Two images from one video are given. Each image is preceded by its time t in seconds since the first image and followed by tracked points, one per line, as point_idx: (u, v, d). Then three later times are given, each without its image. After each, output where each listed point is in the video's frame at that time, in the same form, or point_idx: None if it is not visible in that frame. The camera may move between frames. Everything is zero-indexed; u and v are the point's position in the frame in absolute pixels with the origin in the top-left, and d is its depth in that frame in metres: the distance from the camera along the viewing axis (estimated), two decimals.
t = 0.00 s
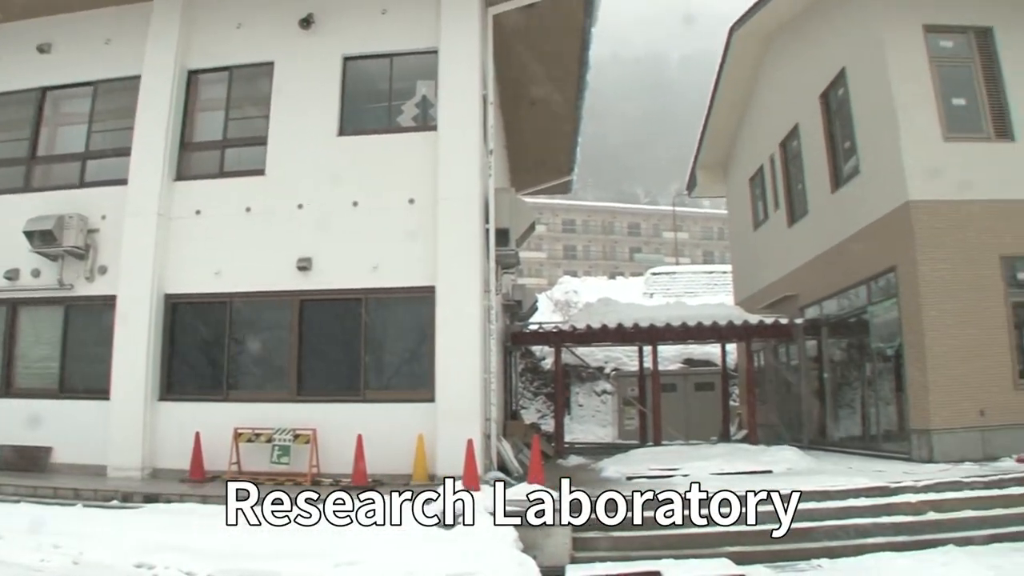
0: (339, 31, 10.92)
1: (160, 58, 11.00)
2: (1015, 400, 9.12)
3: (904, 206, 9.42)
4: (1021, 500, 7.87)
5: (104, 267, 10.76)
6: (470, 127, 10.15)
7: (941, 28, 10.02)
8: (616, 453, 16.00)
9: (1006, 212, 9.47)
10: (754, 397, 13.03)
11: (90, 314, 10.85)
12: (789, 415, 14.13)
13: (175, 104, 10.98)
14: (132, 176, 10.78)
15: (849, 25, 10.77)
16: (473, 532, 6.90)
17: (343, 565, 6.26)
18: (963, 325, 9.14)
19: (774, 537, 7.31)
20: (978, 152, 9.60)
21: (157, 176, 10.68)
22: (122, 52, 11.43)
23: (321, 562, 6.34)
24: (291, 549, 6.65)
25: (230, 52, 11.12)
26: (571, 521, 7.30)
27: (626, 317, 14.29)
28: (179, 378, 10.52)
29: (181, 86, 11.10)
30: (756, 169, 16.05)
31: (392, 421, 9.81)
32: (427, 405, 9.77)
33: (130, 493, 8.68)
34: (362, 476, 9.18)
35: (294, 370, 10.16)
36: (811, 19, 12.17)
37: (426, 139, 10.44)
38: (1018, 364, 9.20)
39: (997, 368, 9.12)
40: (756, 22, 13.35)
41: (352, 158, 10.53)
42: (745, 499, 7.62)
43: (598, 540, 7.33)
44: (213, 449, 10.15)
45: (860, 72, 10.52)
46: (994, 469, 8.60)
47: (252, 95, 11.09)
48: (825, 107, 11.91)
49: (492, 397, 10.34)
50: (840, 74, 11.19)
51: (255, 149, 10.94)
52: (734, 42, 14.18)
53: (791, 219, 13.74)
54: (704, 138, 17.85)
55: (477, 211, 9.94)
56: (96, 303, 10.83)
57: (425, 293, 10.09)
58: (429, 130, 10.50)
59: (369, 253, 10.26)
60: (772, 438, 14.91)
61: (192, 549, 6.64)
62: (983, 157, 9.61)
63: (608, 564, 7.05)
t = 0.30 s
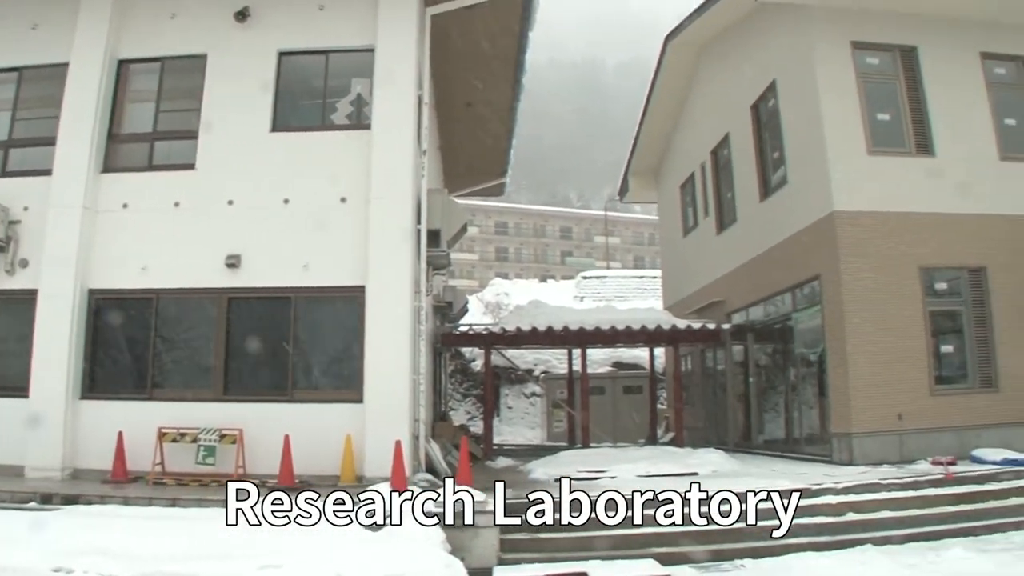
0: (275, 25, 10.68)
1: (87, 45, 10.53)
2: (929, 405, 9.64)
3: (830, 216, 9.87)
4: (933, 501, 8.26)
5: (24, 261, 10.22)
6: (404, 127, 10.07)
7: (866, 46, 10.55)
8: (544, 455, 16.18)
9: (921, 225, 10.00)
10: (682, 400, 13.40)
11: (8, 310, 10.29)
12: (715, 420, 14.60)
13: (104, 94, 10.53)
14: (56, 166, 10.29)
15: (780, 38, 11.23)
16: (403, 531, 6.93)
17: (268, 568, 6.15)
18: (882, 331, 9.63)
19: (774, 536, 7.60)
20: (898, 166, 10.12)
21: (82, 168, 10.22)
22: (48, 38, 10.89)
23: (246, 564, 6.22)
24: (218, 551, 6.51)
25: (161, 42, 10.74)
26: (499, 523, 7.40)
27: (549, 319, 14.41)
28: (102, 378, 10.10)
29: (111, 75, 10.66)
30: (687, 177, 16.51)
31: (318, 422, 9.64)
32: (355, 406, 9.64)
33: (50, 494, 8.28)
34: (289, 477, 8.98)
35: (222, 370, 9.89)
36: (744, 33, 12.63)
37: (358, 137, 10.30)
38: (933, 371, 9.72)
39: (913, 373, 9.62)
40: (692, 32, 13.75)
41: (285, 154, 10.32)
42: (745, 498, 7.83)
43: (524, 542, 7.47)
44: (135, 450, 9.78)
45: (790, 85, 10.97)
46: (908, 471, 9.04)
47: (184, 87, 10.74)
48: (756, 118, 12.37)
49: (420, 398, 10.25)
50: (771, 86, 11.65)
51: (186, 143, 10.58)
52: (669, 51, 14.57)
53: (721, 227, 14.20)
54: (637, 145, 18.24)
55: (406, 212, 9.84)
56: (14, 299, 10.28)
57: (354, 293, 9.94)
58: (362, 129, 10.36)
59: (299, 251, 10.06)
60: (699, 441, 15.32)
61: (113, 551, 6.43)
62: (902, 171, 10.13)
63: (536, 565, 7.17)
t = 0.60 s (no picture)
0: (202, 20, 10.42)
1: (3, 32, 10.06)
2: (841, 412, 10.18)
3: (751, 229, 10.32)
4: (844, 505, 8.70)
5: None
6: (332, 129, 9.97)
7: (790, 65, 11.04)
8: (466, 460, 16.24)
9: (840, 238, 10.60)
10: (603, 406, 13.72)
11: None
12: (636, 427, 15.00)
13: (21, 83, 10.06)
14: None
15: (707, 55, 11.66)
16: (324, 534, 6.88)
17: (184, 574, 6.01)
18: (798, 341, 10.12)
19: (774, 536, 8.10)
20: (815, 182, 10.65)
21: None
22: None
23: (162, 570, 6.08)
24: (133, 558, 6.34)
25: (83, 32, 10.34)
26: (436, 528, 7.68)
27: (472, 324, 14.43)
28: (12, 379, 9.62)
29: (29, 64, 10.20)
30: (612, 186, 16.92)
31: (238, 425, 9.43)
32: (276, 410, 9.47)
33: None
34: (207, 481, 8.71)
35: (139, 371, 9.55)
36: (670, 49, 13.10)
37: (284, 137, 10.14)
38: (847, 379, 10.29)
39: (826, 382, 10.15)
40: (622, 43, 14.12)
41: (210, 151, 10.06)
42: (745, 497, 8.31)
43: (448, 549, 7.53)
44: (46, 454, 9.36)
45: (715, 100, 11.41)
46: (822, 476, 9.50)
47: (106, 80, 10.36)
48: (681, 131, 12.84)
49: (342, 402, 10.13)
50: (695, 101, 12.13)
51: (106, 137, 10.21)
52: (598, 62, 14.95)
53: (644, 236, 14.62)
54: (564, 154, 18.59)
55: (331, 213, 9.75)
56: None
57: (276, 295, 9.76)
58: (289, 129, 10.20)
59: (221, 250, 9.83)
60: (621, 448, 15.67)
61: (21, 560, 6.19)
62: (819, 187, 10.67)
63: (457, 571, 7.28)
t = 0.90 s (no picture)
0: (144, 17, 10.24)
1: None
2: (775, 423, 10.54)
3: (689, 242, 10.66)
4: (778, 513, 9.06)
5: None
6: (274, 133, 9.92)
7: (730, 82, 11.41)
8: (404, 469, 16.21)
9: (777, 253, 11.01)
10: (542, 415, 13.90)
11: None
12: (573, 438, 15.20)
13: None
14: None
15: (649, 70, 11.99)
16: (260, 540, 6.91)
17: None
18: (733, 353, 10.47)
19: (774, 536, 8.70)
20: (752, 197, 11.03)
21: None
22: None
23: None
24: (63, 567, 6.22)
25: (18, 24, 10.04)
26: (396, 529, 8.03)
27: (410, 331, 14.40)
28: None
29: None
30: (554, 197, 17.18)
31: (171, 431, 9.26)
32: (212, 416, 9.32)
33: None
34: (140, 489, 8.48)
35: (70, 375, 9.28)
36: (613, 62, 13.41)
37: (226, 140, 10.01)
38: (782, 392, 10.66)
39: (761, 393, 10.51)
40: (566, 55, 14.41)
41: (149, 152, 9.86)
42: (745, 500, 8.98)
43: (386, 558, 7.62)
44: None
45: (657, 114, 11.74)
46: (757, 486, 9.84)
47: (41, 74, 10.07)
48: (623, 144, 13.17)
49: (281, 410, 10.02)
50: (637, 114, 12.48)
51: (40, 134, 9.91)
52: (542, 73, 15.21)
53: (585, 247, 14.88)
54: (507, 163, 18.77)
55: (271, 218, 9.67)
56: None
57: (214, 300, 9.62)
58: (230, 131, 10.07)
59: (158, 252, 9.64)
60: (560, 457, 15.85)
61: None
62: (756, 202, 11.05)
63: None
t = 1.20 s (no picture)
0: (102, 15, 10.10)
1: None
2: (729, 431, 10.77)
3: (646, 251, 10.90)
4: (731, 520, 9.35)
5: None
6: (232, 136, 9.88)
7: (689, 93, 11.66)
8: (359, 474, 16.20)
9: (734, 263, 11.30)
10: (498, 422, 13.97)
11: None
12: (529, 443, 15.30)
13: None
14: None
15: (608, 80, 12.23)
16: (215, 547, 6.90)
17: None
18: (688, 361, 10.69)
19: (775, 536, 9.17)
20: (707, 208, 11.27)
21: None
22: None
23: None
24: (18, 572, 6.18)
25: None
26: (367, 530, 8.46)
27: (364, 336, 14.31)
28: None
29: None
30: (512, 203, 17.30)
31: (122, 435, 9.11)
32: (165, 420, 9.20)
33: None
34: (89, 495, 8.33)
35: (18, 377, 9.08)
36: (573, 71, 13.60)
37: (183, 140, 9.92)
38: (736, 399, 10.88)
39: (715, 401, 10.73)
40: (527, 62, 14.62)
41: (103, 151, 9.70)
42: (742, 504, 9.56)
43: (342, 565, 7.90)
44: None
45: (615, 124, 11.98)
46: (711, 493, 10.07)
47: None
48: (582, 151, 13.37)
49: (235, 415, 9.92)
50: (596, 123, 12.69)
51: None
52: (503, 78, 15.32)
53: (543, 253, 15.03)
54: (467, 168, 18.86)
55: (225, 220, 9.60)
56: None
57: (169, 302, 9.51)
58: (188, 132, 9.98)
59: (111, 253, 9.49)
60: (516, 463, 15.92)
61: None
62: (711, 212, 11.31)
63: None
